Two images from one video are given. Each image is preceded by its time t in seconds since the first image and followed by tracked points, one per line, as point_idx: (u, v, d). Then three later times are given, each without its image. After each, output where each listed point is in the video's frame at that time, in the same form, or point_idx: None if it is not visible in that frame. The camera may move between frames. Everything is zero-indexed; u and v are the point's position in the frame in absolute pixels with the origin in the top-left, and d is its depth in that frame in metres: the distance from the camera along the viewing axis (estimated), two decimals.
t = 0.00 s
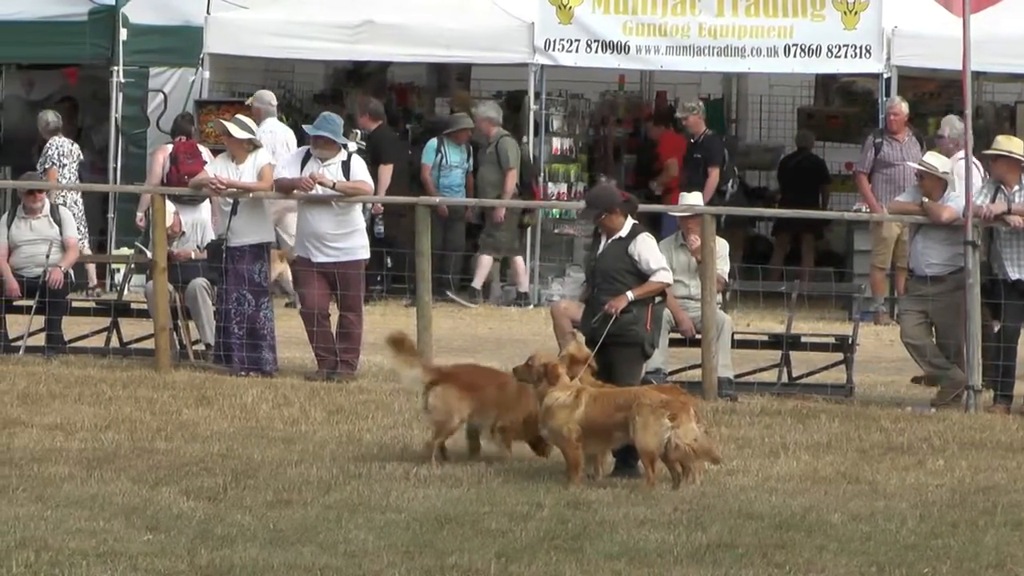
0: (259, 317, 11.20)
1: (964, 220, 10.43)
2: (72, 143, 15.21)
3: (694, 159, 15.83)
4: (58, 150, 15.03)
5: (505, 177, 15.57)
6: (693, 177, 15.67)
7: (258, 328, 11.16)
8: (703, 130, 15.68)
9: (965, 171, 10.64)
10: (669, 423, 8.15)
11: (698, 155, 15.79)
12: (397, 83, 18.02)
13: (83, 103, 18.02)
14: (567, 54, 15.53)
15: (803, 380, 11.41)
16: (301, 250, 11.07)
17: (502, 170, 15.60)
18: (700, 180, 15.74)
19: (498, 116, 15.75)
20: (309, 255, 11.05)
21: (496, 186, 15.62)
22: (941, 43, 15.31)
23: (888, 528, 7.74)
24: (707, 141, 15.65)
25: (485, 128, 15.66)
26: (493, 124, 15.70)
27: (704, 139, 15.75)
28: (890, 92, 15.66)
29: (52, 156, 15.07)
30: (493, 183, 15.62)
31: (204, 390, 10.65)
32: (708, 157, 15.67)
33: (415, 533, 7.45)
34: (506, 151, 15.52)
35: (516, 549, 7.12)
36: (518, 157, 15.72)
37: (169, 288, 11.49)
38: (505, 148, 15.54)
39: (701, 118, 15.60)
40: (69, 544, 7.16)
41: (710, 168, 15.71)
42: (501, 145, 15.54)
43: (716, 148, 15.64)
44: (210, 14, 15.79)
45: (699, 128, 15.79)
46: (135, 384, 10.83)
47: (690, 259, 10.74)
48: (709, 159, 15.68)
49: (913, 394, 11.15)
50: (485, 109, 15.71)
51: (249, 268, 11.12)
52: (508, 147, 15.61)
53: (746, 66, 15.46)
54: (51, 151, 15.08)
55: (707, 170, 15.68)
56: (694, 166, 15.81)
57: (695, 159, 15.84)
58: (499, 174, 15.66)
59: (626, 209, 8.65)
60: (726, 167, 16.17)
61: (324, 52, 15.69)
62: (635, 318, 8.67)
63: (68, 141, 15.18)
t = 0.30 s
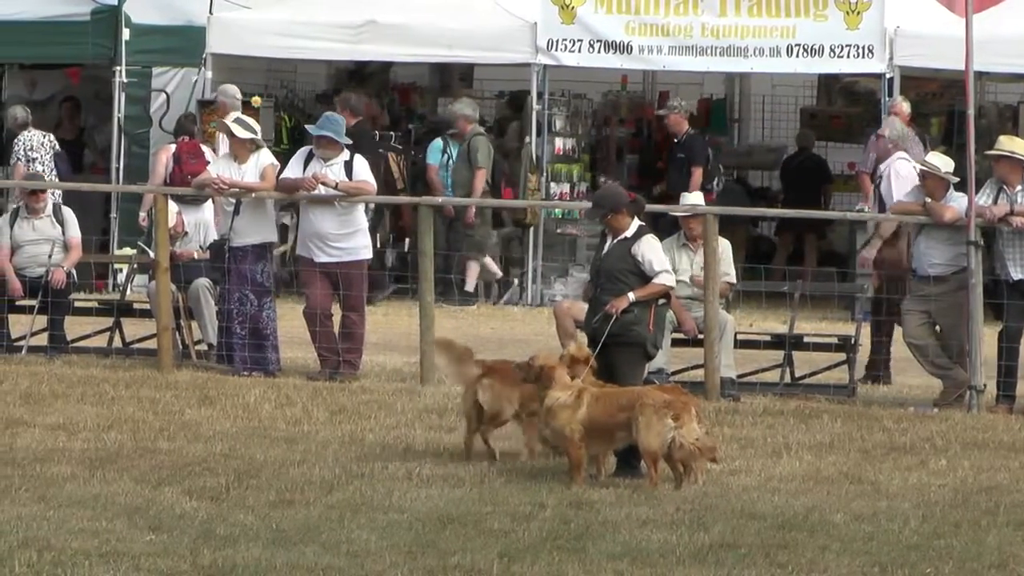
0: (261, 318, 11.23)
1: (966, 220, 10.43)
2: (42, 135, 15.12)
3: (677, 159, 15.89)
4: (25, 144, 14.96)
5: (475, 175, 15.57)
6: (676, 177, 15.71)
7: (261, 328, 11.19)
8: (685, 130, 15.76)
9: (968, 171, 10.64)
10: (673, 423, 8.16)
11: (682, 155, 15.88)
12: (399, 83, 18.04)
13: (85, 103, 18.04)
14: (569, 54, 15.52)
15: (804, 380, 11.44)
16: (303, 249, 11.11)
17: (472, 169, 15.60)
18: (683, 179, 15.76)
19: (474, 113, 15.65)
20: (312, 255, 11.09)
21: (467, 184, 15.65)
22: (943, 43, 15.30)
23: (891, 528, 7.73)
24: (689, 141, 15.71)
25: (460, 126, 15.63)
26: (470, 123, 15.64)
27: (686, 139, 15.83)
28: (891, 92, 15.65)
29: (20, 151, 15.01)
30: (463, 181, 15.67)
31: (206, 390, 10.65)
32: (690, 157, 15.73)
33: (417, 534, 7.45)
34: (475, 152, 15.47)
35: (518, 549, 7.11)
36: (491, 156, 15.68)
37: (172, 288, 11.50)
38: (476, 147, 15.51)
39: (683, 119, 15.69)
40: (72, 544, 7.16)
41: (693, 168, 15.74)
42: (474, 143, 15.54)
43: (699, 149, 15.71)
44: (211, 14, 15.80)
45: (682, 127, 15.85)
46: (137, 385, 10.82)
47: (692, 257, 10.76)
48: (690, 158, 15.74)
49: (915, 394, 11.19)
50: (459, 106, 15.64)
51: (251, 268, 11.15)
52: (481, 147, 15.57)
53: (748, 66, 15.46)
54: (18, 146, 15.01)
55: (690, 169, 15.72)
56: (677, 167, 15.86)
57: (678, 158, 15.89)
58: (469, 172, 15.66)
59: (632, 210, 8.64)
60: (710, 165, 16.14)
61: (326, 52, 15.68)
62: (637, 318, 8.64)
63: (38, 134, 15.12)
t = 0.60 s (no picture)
0: (263, 318, 11.24)
1: (968, 220, 10.43)
2: (35, 137, 15.10)
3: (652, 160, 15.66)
4: (17, 145, 14.93)
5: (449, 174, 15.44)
6: (649, 178, 15.51)
7: (263, 328, 11.19)
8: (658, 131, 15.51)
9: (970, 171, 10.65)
10: (674, 423, 8.15)
11: (656, 156, 15.62)
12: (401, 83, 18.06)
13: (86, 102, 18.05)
14: (571, 54, 15.54)
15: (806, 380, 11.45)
16: (304, 250, 11.11)
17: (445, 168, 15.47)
18: (657, 181, 15.55)
19: (453, 112, 15.40)
20: (313, 255, 11.08)
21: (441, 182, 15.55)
22: (945, 43, 15.31)
23: (892, 528, 7.73)
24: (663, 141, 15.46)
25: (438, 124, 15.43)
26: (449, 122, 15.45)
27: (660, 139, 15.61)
28: (893, 92, 15.65)
29: (12, 152, 14.99)
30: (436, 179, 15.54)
31: (208, 390, 10.65)
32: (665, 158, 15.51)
33: (418, 534, 7.44)
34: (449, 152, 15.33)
35: (520, 549, 7.11)
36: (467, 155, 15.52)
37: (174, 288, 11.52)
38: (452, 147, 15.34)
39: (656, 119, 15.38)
40: (74, 544, 7.15)
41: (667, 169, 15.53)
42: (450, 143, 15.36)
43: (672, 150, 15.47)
44: (213, 14, 15.81)
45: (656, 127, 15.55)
46: (138, 385, 10.83)
47: (693, 257, 10.79)
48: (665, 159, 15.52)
49: (917, 394, 11.21)
50: (437, 105, 15.38)
51: (253, 268, 11.18)
52: (457, 147, 15.47)
53: (749, 66, 15.46)
54: (11, 145, 14.99)
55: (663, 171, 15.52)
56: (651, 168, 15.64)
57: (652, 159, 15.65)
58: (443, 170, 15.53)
59: (637, 210, 8.63)
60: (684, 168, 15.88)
61: (328, 52, 15.69)
62: (638, 318, 8.63)
63: (30, 134, 15.09)
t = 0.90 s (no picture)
0: (263, 318, 11.24)
1: (968, 220, 10.43)
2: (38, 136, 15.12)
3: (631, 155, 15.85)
4: (20, 144, 14.94)
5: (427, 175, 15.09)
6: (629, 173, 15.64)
7: (263, 328, 11.21)
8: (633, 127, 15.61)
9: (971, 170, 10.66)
10: (674, 423, 8.16)
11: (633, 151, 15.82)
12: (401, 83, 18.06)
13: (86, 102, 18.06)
14: (571, 54, 15.54)
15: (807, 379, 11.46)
16: (304, 250, 11.10)
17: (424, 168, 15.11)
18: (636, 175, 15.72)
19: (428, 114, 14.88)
20: (314, 255, 11.07)
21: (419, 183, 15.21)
22: (945, 44, 15.31)
23: (892, 528, 7.73)
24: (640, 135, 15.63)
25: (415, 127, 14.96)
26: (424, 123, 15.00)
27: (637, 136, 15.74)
28: (893, 93, 15.65)
29: (14, 151, 14.99)
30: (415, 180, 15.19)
31: (208, 391, 10.65)
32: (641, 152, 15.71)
33: (419, 534, 7.44)
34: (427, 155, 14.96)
35: (520, 549, 7.12)
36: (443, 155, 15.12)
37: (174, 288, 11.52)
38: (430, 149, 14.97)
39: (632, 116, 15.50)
40: (74, 544, 7.15)
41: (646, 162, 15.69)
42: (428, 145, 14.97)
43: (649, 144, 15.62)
44: (213, 14, 15.81)
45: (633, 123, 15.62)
46: (138, 385, 10.83)
47: (693, 258, 10.79)
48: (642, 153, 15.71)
49: (918, 394, 11.20)
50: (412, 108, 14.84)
51: (253, 268, 11.18)
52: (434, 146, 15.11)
53: (750, 66, 15.46)
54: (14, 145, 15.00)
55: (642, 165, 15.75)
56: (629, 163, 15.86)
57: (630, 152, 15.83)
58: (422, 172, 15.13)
59: (639, 211, 8.62)
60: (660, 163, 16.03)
61: (328, 52, 15.70)
62: (638, 319, 8.63)
63: (33, 134, 15.10)
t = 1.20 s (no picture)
0: (263, 317, 11.25)
1: (968, 220, 10.43)
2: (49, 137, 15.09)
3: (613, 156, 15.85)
4: (33, 143, 14.88)
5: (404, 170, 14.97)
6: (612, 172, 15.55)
7: (263, 328, 11.22)
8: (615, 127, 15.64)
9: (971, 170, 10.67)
10: (674, 423, 8.17)
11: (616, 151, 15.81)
12: (401, 83, 18.07)
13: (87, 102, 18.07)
14: (571, 54, 15.55)
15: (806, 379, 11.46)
16: (304, 249, 11.10)
17: (400, 162, 14.99)
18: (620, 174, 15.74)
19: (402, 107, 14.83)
20: (314, 255, 11.07)
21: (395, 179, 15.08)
22: (945, 44, 15.31)
23: (892, 528, 7.73)
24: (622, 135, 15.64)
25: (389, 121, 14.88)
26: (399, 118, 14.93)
27: (618, 135, 15.81)
28: (893, 93, 15.66)
29: (27, 150, 14.95)
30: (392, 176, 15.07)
31: (208, 390, 10.65)
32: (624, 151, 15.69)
33: (418, 534, 7.44)
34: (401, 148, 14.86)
35: (520, 549, 7.11)
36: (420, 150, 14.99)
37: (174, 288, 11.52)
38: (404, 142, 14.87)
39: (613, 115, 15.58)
40: (74, 544, 7.16)
41: (630, 162, 15.65)
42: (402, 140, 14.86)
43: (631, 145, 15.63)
44: (213, 14, 15.81)
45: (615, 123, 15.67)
46: (138, 385, 10.83)
47: (693, 258, 10.78)
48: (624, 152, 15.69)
49: (918, 394, 11.21)
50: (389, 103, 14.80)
51: (253, 268, 11.18)
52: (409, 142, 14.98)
53: (749, 66, 15.46)
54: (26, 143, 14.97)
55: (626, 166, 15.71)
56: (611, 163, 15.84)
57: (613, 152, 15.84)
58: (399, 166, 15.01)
59: (637, 211, 8.61)
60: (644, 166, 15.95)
61: (328, 52, 15.70)
62: (638, 319, 8.62)
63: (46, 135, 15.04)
